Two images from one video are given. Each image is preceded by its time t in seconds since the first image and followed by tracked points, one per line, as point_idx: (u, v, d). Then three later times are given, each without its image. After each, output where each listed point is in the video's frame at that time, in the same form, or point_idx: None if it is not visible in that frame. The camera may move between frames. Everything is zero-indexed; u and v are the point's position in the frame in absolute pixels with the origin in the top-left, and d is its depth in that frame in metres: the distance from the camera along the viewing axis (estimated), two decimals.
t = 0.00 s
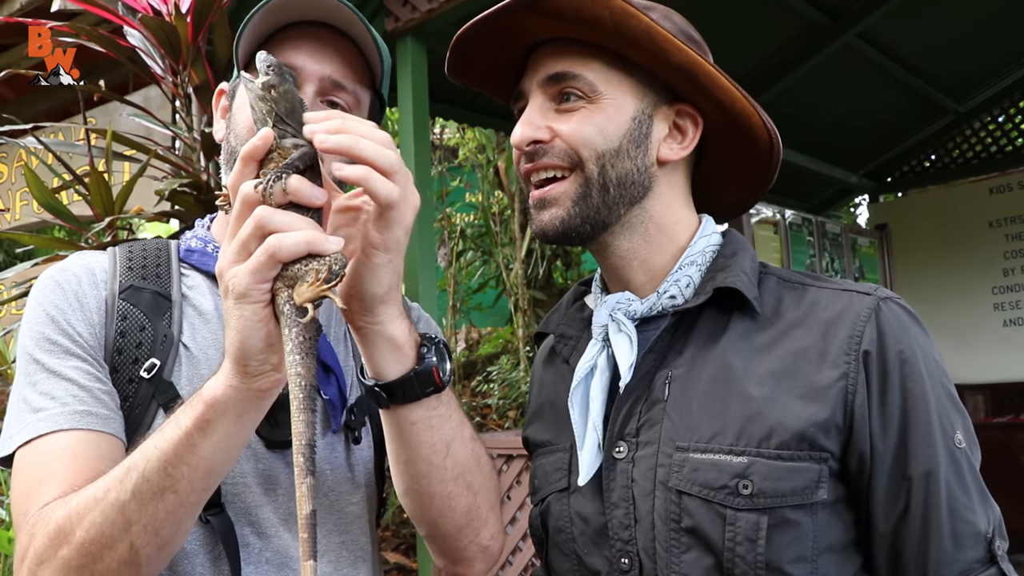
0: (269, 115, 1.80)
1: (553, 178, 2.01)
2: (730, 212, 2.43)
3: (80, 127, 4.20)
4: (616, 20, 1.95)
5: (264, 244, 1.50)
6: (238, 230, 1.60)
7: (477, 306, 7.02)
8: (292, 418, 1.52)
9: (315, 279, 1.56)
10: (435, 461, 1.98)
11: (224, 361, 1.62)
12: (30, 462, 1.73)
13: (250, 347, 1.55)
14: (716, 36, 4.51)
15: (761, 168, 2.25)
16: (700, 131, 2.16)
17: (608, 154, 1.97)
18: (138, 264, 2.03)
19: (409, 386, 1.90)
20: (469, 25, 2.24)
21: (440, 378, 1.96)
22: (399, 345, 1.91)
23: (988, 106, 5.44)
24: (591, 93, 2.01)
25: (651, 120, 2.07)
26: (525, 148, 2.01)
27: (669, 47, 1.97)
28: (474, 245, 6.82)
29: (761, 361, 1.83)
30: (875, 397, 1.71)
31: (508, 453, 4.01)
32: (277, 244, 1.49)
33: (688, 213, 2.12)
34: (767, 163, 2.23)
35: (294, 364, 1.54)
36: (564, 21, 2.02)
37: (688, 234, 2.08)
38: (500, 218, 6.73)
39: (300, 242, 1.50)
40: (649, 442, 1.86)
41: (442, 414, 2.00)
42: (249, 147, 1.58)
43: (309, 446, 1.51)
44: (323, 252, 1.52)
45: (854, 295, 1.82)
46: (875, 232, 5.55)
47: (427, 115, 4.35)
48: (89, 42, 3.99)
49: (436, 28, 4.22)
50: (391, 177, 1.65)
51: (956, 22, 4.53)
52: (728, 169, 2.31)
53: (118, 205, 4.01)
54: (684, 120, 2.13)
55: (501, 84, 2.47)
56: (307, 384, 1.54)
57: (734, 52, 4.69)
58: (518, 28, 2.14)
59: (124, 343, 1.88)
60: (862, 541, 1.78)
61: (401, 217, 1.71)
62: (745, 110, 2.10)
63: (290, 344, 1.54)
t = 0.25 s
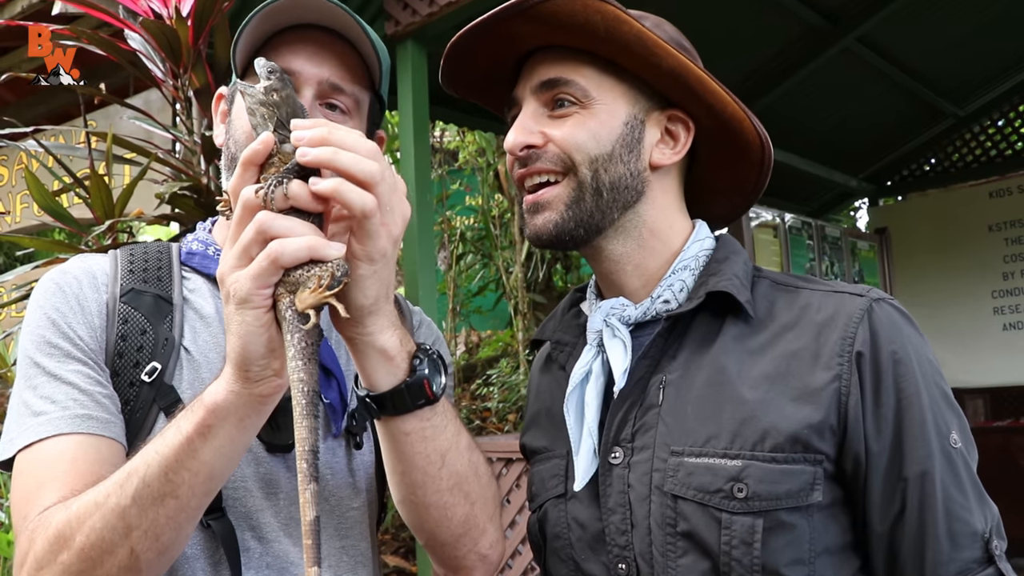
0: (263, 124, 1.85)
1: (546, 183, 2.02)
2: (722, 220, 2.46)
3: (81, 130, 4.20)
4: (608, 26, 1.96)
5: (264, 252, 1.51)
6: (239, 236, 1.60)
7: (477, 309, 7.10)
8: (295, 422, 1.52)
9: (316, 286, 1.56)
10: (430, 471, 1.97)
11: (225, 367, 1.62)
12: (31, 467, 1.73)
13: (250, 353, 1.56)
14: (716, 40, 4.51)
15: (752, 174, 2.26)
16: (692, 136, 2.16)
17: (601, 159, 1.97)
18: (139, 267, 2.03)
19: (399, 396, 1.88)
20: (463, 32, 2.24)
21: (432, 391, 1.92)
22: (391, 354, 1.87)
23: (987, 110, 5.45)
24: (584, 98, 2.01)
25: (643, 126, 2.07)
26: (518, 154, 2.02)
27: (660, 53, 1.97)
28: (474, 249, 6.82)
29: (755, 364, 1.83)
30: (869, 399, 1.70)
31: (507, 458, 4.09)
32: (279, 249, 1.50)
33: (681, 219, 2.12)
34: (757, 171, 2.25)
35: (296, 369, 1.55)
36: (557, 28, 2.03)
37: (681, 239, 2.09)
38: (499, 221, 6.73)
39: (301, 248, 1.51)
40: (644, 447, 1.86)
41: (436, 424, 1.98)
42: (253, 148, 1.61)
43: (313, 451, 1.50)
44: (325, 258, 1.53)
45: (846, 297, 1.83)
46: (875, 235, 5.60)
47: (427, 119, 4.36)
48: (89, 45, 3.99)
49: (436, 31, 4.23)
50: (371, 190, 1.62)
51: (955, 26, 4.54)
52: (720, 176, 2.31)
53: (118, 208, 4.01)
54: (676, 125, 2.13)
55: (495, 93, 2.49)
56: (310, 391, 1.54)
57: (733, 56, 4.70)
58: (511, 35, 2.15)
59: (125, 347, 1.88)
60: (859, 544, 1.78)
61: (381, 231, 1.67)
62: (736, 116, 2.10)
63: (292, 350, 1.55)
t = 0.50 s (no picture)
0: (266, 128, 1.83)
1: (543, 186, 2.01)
2: (716, 220, 2.45)
3: (81, 133, 4.20)
4: (603, 28, 1.96)
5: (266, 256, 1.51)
6: (240, 241, 1.60)
7: (477, 310, 7.10)
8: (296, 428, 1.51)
9: (319, 291, 1.55)
10: (433, 474, 1.96)
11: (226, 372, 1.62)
12: (30, 473, 1.72)
13: (251, 358, 1.56)
14: (715, 41, 4.52)
15: (747, 175, 2.26)
16: (687, 136, 2.16)
17: (597, 162, 1.97)
18: (136, 270, 2.00)
19: (405, 402, 1.88)
20: (458, 35, 2.23)
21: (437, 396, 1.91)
22: (396, 358, 1.87)
23: (986, 111, 5.45)
24: (579, 101, 2.01)
25: (639, 127, 2.07)
26: (514, 156, 2.01)
27: (655, 54, 1.97)
28: (474, 251, 6.82)
29: (750, 364, 1.83)
30: (863, 397, 1.70)
31: (508, 459, 4.07)
32: (281, 255, 1.50)
33: (675, 220, 2.12)
34: (751, 170, 2.23)
35: (299, 375, 1.54)
36: (552, 30, 2.03)
37: (675, 240, 2.09)
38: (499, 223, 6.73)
39: (303, 253, 1.51)
40: (640, 448, 1.85)
41: (440, 427, 1.98)
42: (254, 152, 1.59)
43: (315, 458, 1.48)
44: (327, 263, 1.53)
45: (841, 296, 1.82)
46: (875, 236, 5.60)
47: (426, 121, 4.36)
48: (89, 48, 3.99)
49: (435, 34, 4.23)
50: (374, 191, 1.62)
51: (954, 27, 4.55)
52: (714, 176, 2.31)
53: (118, 211, 4.02)
54: (671, 126, 2.13)
55: (490, 96, 2.49)
56: (313, 395, 1.54)
57: (733, 57, 4.70)
58: (505, 38, 2.15)
59: (122, 351, 1.86)
60: (856, 542, 1.77)
61: (386, 232, 1.66)
62: (731, 116, 2.10)
63: (294, 356, 1.55)
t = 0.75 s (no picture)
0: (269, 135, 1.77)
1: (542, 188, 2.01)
2: (712, 222, 2.45)
3: (80, 134, 4.19)
4: (603, 29, 1.96)
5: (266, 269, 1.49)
6: (239, 252, 1.57)
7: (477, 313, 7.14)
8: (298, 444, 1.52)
9: (320, 307, 1.54)
10: (432, 476, 1.96)
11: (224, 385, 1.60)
12: (22, 487, 1.66)
13: (251, 372, 1.54)
14: (715, 42, 4.51)
15: (745, 174, 2.26)
16: (686, 137, 2.16)
17: (596, 164, 1.97)
18: (121, 275, 1.90)
19: (406, 408, 1.87)
20: (456, 37, 2.23)
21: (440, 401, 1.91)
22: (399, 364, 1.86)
23: (987, 112, 5.44)
24: (579, 102, 2.01)
25: (638, 128, 2.07)
26: (514, 159, 2.00)
27: (654, 55, 1.98)
28: (473, 252, 6.82)
29: (747, 366, 1.82)
30: (860, 400, 1.70)
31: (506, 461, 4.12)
32: (282, 268, 1.48)
33: (673, 220, 2.11)
34: (751, 170, 2.24)
35: (299, 390, 1.53)
36: (552, 32, 2.02)
37: (673, 241, 2.08)
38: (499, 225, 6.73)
39: (305, 266, 1.49)
40: (637, 449, 1.85)
41: (440, 430, 1.97)
42: (251, 163, 1.55)
43: (317, 474, 1.50)
44: (328, 276, 1.51)
45: (838, 298, 1.82)
46: (875, 237, 5.60)
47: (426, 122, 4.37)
48: (88, 49, 3.99)
49: (434, 35, 4.23)
50: (376, 200, 1.61)
51: (954, 28, 4.55)
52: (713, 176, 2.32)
53: (117, 213, 4.01)
54: (670, 127, 2.13)
55: (488, 97, 2.49)
56: (313, 410, 1.54)
57: (732, 58, 4.69)
58: (505, 39, 2.14)
59: (111, 357, 1.77)
60: (852, 545, 1.77)
61: (387, 240, 1.66)
62: (729, 116, 2.11)
63: (295, 371, 1.54)
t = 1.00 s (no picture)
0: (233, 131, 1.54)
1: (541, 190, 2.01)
2: (710, 220, 2.45)
3: (77, 134, 4.18)
4: (605, 30, 1.96)
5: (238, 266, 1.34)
6: (205, 253, 1.41)
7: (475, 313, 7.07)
8: (278, 441, 1.41)
9: (295, 303, 1.41)
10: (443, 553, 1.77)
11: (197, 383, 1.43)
12: None
13: (226, 371, 1.39)
14: (714, 44, 4.52)
15: (745, 175, 2.25)
16: (687, 138, 2.16)
17: (596, 166, 1.97)
18: (81, 284, 1.70)
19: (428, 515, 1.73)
20: (457, 36, 2.22)
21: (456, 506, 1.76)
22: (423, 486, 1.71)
23: (984, 115, 5.45)
24: (581, 103, 2.01)
25: (639, 130, 2.07)
26: (515, 159, 2.01)
27: (655, 56, 1.97)
28: (472, 253, 6.83)
29: (744, 369, 1.82)
30: (857, 403, 1.69)
31: (504, 461, 4.13)
32: (255, 265, 1.33)
33: (672, 221, 2.11)
34: (751, 172, 2.23)
35: (276, 387, 1.41)
36: (554, 32, 2.02)
37: (670, 243, 2.08)
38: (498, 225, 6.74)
39: (278, 261, 1.35)
40: (633, 451, 1.85)
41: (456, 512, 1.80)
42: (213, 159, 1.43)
43: (299, 472, 1.41)
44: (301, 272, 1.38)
45: (836, 302, 1.81)
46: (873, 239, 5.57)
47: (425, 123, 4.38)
48: (87, 49, 3.98)
49: (433, 36, 4.24)
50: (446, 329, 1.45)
51: (952, 31, 4.56)
52: (712, 175, 2.31)
53: (115, 212, 4.00)
54: (670, 128, 2.12)
55: (488, 95, 2.48)
56: (291, 408, 1.43)
57: (731, 60, 4.70)
58: (506, 38, 2.14)
59: (78, 368, 1.56)
60: (847, 548, 1.77)
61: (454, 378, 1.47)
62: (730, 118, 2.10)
63: (271, 370, 1.41)
